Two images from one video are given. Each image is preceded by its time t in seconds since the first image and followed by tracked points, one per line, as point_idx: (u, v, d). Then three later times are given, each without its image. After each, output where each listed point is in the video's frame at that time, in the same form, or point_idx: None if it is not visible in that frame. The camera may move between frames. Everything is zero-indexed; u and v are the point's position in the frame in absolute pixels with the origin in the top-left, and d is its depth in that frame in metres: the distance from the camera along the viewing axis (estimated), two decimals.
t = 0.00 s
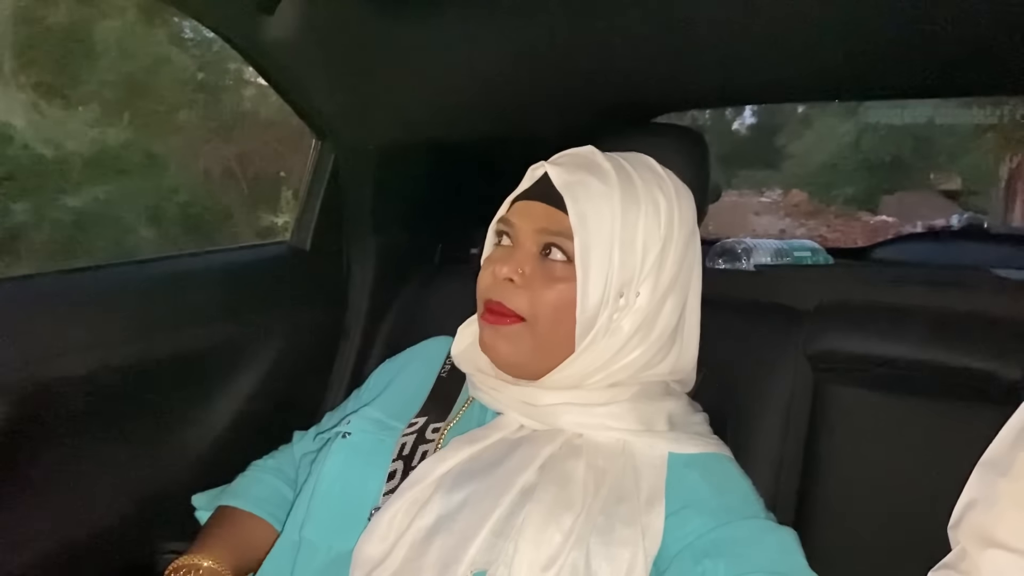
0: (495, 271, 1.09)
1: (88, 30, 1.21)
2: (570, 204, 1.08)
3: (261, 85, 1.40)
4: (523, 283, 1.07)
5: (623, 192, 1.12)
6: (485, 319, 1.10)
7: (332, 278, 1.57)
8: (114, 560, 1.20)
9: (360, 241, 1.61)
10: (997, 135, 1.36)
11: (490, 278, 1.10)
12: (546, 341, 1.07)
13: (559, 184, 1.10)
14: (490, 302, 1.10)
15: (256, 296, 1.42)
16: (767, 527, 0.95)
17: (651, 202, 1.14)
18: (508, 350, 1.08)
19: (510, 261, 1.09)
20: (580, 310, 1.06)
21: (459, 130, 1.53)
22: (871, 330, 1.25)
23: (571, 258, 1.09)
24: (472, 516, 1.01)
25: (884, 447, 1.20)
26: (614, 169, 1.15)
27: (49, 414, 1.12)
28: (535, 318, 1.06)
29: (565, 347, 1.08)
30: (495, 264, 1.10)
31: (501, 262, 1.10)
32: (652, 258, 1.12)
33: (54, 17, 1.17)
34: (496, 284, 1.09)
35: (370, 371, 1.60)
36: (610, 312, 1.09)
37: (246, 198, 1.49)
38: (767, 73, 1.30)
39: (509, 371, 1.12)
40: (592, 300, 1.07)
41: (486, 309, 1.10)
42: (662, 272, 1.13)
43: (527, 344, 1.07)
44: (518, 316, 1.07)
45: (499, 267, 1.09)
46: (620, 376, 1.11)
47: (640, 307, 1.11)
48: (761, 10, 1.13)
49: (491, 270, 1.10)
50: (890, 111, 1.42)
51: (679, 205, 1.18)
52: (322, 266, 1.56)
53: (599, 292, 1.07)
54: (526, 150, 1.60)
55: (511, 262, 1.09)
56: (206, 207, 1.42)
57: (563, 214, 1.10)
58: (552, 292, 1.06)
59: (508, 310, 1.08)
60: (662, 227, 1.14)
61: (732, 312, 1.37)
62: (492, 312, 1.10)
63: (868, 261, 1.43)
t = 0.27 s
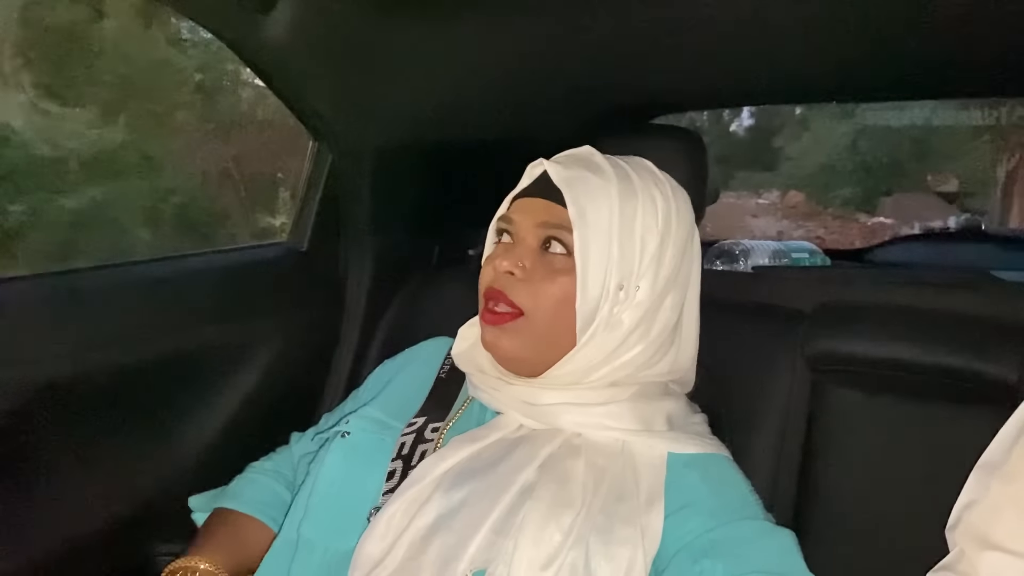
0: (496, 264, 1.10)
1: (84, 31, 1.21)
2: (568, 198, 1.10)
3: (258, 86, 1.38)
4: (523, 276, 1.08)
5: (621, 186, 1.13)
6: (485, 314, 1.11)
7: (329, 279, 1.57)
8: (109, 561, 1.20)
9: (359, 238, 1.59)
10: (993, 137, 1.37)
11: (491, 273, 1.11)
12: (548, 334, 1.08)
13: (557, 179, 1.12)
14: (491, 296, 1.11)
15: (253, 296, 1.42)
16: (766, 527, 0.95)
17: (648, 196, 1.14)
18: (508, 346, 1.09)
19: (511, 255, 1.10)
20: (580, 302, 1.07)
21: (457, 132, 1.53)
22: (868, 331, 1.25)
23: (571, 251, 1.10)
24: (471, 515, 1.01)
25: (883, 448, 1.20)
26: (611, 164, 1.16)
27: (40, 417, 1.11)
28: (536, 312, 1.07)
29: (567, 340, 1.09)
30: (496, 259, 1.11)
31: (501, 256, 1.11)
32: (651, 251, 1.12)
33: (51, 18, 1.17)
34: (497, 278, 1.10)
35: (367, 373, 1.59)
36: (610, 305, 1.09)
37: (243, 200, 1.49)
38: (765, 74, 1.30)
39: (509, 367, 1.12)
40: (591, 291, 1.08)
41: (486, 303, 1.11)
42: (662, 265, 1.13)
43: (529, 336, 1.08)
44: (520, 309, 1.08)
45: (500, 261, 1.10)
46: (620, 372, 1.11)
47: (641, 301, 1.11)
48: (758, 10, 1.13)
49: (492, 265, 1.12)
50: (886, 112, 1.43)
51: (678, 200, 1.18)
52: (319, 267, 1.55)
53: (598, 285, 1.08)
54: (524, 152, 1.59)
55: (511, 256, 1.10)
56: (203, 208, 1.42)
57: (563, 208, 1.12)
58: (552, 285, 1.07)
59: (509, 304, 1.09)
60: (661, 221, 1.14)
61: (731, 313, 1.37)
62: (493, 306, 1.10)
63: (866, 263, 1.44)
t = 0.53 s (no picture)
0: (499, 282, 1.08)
1: (82, 30, 1.20)
2: (558, 204, 1.09)
3: (255, 86, 1.39)
4: (528, 290, 1.06)
5: (604, 184, 1.14)
6: (494, 334, 1.09)
7: (326, 280, 1.57)
8: (106, 563, 1.19)
9: (355, 241, 1.61)
10: (991, 139, 1.37)
11: (493, 292, 1.09)
12: (557, 344, 1.07)
13: (542, 188, 1.11)
14: (497, 315, 1.09)
15: (250, 298, 1.41)
16: (763, 529, 0.95)
17: (629, 190, 1.16)
18: (522, 361, 1.07)
19: (510, 271, 1.09)
20: (589, 305, 1.07)
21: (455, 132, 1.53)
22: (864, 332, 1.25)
23: (568, 257, 1.09)
24: (468, 517, 1.01)
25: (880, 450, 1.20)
26: (588, 163, 1.16)
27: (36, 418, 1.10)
28: (546, 323, 1.06)
29: (576, 346, 1.08)
30: (495, 278, 1.09)
31: (501, 274, 1.09)
32: (643, 244, 1.13)
33: (47, 18, 1.16)
34: (500, 297, 1.08)
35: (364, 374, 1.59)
36: (616, 304, 1.10)
37: (241, 200, 1.48)
38: (763, 75, 1.30)
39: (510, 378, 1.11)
40: (597, 293, 1.08)
41: (493, 323, 1.09)
42: (653, 256, 1.15)
43: (540, 349, 1.07)
44: (529, 322, 1.07)
45: (500, 278, 1.08)
46: (623, 371, 1.11)
47: (640, 295, 1.12)
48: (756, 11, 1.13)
49: (492, 283, 1.10)
50: (884, 113, 1.43)
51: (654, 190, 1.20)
52: (316, 268, 1.55)
53: (603, 285, 1.08)
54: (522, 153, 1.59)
55: (512, 271, 1.09)
56: (200, 209, 1.42)
57: (555, 216, 1.11)
58: (556, 293, 1.06)
59: (518, 319, 1.08)
60: (646, 212, 1.16)
61: (729, 315, 1.37)
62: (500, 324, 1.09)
63: (861, 263, 1.45)
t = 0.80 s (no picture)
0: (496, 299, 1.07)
1: (80, 32, 1.19)
2: (545, 212, 1.10)
3: (255, 87, 1.38)
4: (528, 304, 1.06)
5: (580, 184, 1.15)
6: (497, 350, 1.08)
7: (324, 280, 1.57)
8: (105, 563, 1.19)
9: (353, 242, 1.61)
10: (989, 139, 1.37)
11: (491, 310, 1.08)
12: (558, 351, 1.07)
13: (523, 198, 1.12)
14: (497, 332, 1.08)
15: (249, 298, 1.42)
16: (759, 529, 0.95)
17: (603, 188, 1.18)
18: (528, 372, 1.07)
19: (507, 287, 1.07)
20: (591, 302, 1.08)
21: (453, 133, 1.53)
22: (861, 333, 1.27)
23: (561, 263, 1.09)
24: (466, 519, 1.01)
25: (877, 450, 1.20)
26: (560, 166, 1.17)
27: (35, 418, 1.11)
28: (545, 333, 1.06)
29: (579, 348, 1.09)
30: (493, 297, 1.08)
31: (498, 291, 1.08)
32: (622, 237, 1.16)
33: (47, 21, 1.16)
34: (501, 314, 1.07)
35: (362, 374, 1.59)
36: (612, 299, 1.11)
37: (239, 199, 1.48)
38: (761, 76, 1.30)
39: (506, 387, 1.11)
40: (595, 291, 1.09)
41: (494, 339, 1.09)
42: (631, 249, 1.17)
43: (544, 359, 1.07)
44: (531, 335, 1.06)
45: (497, 295, 1.07)
46: (618, 365, 1.13)
47: (627, 288, 1.15)
48: (754, 13, 1.13)
49: (489, 301, 1.08)
50: (880, 114, 1.42)
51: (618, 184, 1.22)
52: (314, 269, 1.55)
53: (600, 282, 1.10)
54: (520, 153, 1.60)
55: (509, 286, 1.08)
56: (197, 211, 1.42)
57: (544, 226, 1.11)
58: (554, 302, 1.06)
59: (517, 333, 1.07)
60: (619, 207, 1.18)
61: (726, 316, 1.37)
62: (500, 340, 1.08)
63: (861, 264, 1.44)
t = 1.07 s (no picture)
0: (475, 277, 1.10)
1: (81, 32, 1.21)
2: (532, 200, 1.10)
3: (255, 87, 1.38)
4: (505, 283, 1.08)
5: (578, 177, 1.14)
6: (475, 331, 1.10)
7: (324, 281, 1.57)
8: (105, 563, 1.19)
9: (353, 242, 1.61)
10: (988, 140, 1.37)
11: (471, 288, 1.10)
12: (538, 337, 1.08)
13: (516, 184, 1.12)
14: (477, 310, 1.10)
15: (248, 298, 1.42)
16: (759, 528, 0.95)
17: (606, 182, 1.16)
18: (503, 356, 1.08)
19: (488, 266, 1.10)
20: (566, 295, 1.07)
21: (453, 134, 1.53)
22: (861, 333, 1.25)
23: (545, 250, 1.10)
24: (465, 517, 1.01)
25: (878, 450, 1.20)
26: (564, 159, 1.17)
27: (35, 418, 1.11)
28: (523, 316, 1.07)
29: (558, 337, 1.09)
30: (473, 273, 1.11)
31: (479, 269, 1.11)
32: (621, 233, 1.14)
33: (46, 21, 1.17)
34: (479, 291, 1.09)
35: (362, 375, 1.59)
36: (596, 293, 1.10)
37: (238, 200, 1.48)
38: (761, 76, 1.30)
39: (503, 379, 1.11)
40: (573, 284, 1.08)
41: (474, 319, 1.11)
42: (633, 246, 1.15)
43: (521, 342, 1.08)
44: (509, 315, 1.08)
45: (478, 273, 1.10)
46: (610, 361, 1.11)
47: (622, 283, 1.12)
48: (754, 13, 1.14)
49: (470, 280, 1.11)
50: (880, 115, 1.43)
51: (634, 182, 1.20)
52: (314, 269, 1.55)
53: (579, 275, 1.09)
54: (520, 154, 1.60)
55: (489, 266, 1.10)
56: (197, 211, 1.42)
57: (527, 210, 1.12)
58: (534, 285, 1.07)
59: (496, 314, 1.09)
60: (623, 202, 1.16)
61: (726, 316, 1.37)
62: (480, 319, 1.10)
63: (860, 264, 1.44)
